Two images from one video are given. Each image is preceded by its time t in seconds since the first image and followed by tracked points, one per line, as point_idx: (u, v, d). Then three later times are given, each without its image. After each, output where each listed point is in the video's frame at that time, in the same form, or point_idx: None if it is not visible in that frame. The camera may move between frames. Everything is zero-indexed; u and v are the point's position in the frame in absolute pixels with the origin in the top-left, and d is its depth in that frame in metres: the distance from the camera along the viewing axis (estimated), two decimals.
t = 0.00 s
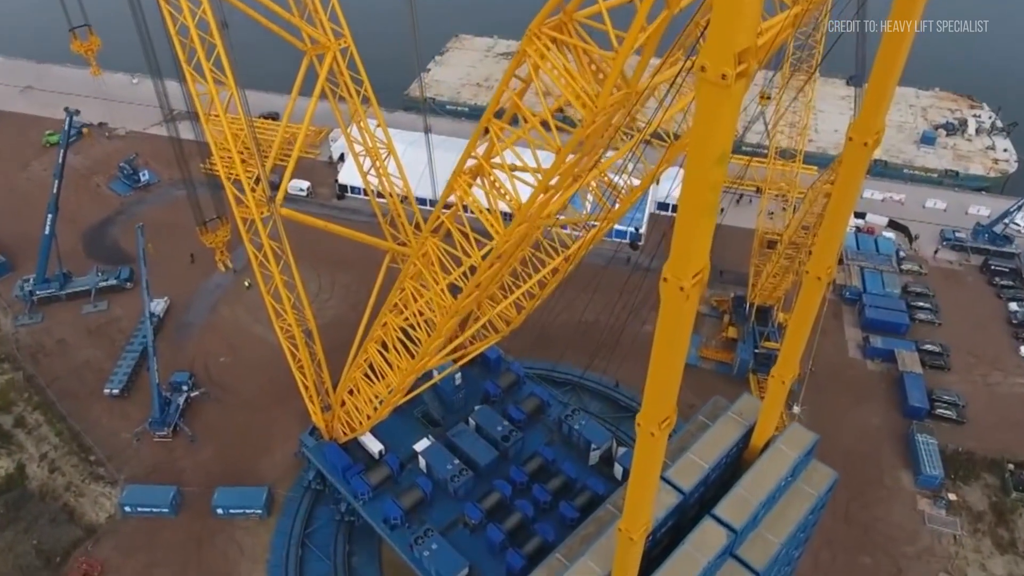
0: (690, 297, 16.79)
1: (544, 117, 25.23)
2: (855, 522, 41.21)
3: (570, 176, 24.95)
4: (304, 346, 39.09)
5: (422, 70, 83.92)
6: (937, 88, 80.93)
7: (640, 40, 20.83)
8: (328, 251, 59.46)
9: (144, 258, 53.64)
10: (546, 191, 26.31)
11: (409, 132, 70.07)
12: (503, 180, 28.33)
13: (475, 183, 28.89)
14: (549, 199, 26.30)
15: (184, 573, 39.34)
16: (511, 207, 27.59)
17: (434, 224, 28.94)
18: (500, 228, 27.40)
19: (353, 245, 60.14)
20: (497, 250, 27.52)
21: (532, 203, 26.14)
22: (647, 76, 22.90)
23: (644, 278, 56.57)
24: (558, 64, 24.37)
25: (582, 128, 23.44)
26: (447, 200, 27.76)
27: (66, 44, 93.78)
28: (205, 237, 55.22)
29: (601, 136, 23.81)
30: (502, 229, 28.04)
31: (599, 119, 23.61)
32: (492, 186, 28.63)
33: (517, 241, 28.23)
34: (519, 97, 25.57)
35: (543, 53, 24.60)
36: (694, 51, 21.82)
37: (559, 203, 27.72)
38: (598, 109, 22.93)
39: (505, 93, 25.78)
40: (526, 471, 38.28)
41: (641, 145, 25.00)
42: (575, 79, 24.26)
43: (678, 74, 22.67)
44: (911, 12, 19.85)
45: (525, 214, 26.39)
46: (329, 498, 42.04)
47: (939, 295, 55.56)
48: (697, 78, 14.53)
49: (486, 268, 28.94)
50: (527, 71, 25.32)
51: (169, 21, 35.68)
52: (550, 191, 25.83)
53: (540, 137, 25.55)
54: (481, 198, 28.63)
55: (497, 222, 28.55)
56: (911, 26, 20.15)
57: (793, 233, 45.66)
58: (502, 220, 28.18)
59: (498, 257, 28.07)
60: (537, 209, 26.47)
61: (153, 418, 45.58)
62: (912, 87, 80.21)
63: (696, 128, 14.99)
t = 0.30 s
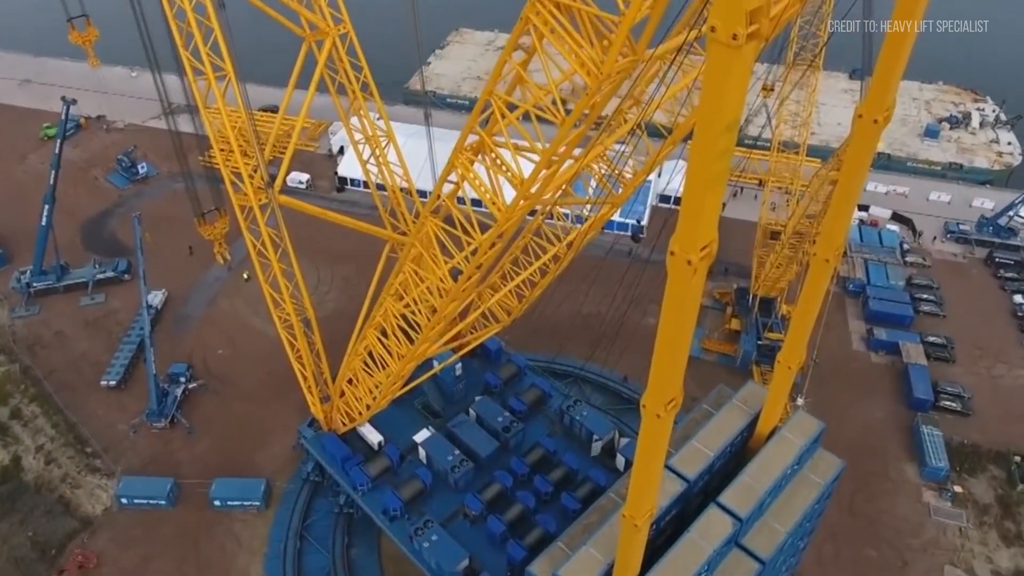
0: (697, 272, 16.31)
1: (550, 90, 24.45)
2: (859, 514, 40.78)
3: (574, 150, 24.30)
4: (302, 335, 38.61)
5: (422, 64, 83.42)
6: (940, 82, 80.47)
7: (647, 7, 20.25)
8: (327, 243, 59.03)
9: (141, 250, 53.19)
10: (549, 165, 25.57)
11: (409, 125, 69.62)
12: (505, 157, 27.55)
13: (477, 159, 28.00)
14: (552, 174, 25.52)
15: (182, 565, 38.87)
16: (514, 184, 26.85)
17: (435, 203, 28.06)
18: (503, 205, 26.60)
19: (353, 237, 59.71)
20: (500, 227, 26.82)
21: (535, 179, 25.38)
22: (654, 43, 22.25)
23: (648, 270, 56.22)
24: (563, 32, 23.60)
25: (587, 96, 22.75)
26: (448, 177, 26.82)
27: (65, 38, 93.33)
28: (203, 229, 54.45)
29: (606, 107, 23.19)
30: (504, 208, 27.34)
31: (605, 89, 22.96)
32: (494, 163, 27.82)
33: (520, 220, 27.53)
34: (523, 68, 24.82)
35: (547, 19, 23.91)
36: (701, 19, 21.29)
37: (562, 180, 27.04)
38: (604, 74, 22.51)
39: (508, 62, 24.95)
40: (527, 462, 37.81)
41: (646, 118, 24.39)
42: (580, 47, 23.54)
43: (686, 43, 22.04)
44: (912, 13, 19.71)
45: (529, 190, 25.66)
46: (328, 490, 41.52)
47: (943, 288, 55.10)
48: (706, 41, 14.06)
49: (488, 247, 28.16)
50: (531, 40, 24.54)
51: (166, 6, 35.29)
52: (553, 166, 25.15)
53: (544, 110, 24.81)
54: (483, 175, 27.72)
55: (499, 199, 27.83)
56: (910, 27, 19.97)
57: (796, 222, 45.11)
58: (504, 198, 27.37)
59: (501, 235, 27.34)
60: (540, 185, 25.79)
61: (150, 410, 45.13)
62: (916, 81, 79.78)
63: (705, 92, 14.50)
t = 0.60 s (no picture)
0: (705, 243, 15.81)
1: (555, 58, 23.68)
2: (865, 507, 40.28)
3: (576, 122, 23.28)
4: (301, 322, 38.03)
5: (422, 57, 82.92)
6: (944, 76, 79.99)
7: None
8: (326, 235, 58.54)
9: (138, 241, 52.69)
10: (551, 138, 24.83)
11: (410, 117, 69.14)
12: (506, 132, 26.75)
13: (478, 134, 27.19)
14: (553, 146, 24.60)
15: (178, 558, 38.34)
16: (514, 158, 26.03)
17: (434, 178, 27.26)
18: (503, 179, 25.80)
19: (352, 229, 59.21)
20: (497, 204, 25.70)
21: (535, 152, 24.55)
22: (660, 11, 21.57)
23: (650, 262, 55.77)
24: None
25: (590, 61, 21.73)
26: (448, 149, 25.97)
27: (63, 32, 92.81)
28: (201, 221, 53.91)
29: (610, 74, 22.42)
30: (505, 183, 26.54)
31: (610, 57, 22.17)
32: (495, 137, 27.05)
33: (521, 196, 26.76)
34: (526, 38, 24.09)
35: None
36: None
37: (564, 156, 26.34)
38: (609, 37, 21.20)
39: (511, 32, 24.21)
40: (528, 453, 37.31)
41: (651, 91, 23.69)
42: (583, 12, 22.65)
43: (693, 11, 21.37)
44: (913, 13, 20.10)
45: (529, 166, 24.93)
46: (327, 482, 40.99)
47: (948, 281, 54.60)
48: None
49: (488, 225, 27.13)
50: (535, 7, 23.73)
51: None
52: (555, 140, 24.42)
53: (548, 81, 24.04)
54: (483, 149, 26.91)
55: (499, 175, 27.00)
56: (911, 27, 20.30)
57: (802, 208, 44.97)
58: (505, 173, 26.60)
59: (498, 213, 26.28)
60: (542, 160, 25.02)
61: (146, 401, 44.62)
62: (919, 75, 79.33)
63: (715, 51, 13.99)
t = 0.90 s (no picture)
0: (712, 212, 15.47)
1: (560, 27, 22.89)
2: (869, 499, 39.82)
3: (578, 90, 22.33)
4: (298, 311, 37.55)
5: (422, 50, 82.44)
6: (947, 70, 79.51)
7: None
8: (325, 227, 58.09)
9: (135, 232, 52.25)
10: (552, 109, 24.00)
11: (409, 110, 68.67)
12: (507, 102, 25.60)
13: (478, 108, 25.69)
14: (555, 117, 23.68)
15: (174, 550, 37.87)
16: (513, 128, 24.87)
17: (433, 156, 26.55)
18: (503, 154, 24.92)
19: (351, 221, 58.75)
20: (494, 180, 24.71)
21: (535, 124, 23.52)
22: None
23: (649, 254, 55.48)
24: None
25: (592, 24, 20.82)
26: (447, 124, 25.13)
27: (61, 25, 92.35)
28: (198, 212, 53.43)
29: (614, 41, 21.60)
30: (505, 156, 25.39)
31: (613, 23, 21.28)
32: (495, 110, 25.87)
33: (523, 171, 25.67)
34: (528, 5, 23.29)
35: None
36: None
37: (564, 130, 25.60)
38: None
39: None
40: (528, 443, 36.84)
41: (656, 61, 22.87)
42: None
43: None
44: (914, 12, 20.22)
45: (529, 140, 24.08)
46: (325, 473, 40.49)
47: (951, 273, 54.14)
48: None
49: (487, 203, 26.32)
50: None
51: None
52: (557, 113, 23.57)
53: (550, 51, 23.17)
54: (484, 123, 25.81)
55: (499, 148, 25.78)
56: (911, 26, 20.42)
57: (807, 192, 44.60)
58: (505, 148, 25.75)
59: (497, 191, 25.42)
60: (544, 133, 24.06)
61: (142, 392, 44.16)
62: (921, 68, 78.86)
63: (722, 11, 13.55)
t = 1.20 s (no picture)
0: (716, 181, 14.98)
1: None
2: (872, 491, 39.32)
3: (579, 59, 21.56)
4: (294, 300, 37.00)
5: (421, 44, 81.99)
6: (949, 63, 79.04)
7: None
8: (323, 219, 57.64)
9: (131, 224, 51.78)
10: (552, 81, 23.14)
11: (408, 102, 68.23)
12: (507, 74, 24.52)
13: (477, 80, 24.73)
14: (556, 86, 22.87)
15: (169, 542, 37.39)
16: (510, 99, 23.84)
17: (430, 133, 25.94)
18: (501, 128, 24.20)
19: (349, 214, 58.28)
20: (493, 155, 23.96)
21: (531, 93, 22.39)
22: None
23: (647, 246, 55.12)
24: None
25: None
26: (445, 98, 24.46)
27: (58, 20, 91.91)
28: (195, 204, 52.95)
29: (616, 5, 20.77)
30: (503, 128, 24.33)
31: None
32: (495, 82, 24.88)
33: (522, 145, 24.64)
34: None
35: None
36: None
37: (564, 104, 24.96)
38: None
39: None
40: (528, 433, 36.37)
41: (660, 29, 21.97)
42: None
43: None
44: (912, 13, 20.10)
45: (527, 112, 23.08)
46: (322, 465, 39.96)
47: (955, 265, 53.64)
48: None
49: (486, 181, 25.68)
50: None
51: None
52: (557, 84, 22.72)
53: (551, 19, 22.47)
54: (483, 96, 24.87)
55: (497, 121, 24.69)
56: (911, 27, 20.28)
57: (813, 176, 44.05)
58: (503, 122, 24.94)
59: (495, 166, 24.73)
60: (544, 104, 23.07)
61: (138, 383, 43.69)
62: (923, 62, 78.41)
63: None
